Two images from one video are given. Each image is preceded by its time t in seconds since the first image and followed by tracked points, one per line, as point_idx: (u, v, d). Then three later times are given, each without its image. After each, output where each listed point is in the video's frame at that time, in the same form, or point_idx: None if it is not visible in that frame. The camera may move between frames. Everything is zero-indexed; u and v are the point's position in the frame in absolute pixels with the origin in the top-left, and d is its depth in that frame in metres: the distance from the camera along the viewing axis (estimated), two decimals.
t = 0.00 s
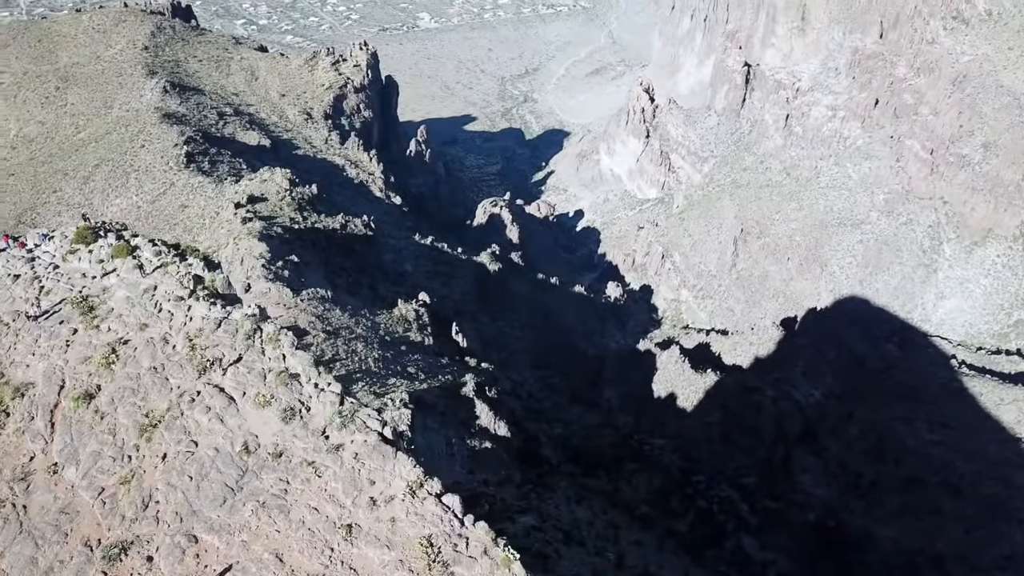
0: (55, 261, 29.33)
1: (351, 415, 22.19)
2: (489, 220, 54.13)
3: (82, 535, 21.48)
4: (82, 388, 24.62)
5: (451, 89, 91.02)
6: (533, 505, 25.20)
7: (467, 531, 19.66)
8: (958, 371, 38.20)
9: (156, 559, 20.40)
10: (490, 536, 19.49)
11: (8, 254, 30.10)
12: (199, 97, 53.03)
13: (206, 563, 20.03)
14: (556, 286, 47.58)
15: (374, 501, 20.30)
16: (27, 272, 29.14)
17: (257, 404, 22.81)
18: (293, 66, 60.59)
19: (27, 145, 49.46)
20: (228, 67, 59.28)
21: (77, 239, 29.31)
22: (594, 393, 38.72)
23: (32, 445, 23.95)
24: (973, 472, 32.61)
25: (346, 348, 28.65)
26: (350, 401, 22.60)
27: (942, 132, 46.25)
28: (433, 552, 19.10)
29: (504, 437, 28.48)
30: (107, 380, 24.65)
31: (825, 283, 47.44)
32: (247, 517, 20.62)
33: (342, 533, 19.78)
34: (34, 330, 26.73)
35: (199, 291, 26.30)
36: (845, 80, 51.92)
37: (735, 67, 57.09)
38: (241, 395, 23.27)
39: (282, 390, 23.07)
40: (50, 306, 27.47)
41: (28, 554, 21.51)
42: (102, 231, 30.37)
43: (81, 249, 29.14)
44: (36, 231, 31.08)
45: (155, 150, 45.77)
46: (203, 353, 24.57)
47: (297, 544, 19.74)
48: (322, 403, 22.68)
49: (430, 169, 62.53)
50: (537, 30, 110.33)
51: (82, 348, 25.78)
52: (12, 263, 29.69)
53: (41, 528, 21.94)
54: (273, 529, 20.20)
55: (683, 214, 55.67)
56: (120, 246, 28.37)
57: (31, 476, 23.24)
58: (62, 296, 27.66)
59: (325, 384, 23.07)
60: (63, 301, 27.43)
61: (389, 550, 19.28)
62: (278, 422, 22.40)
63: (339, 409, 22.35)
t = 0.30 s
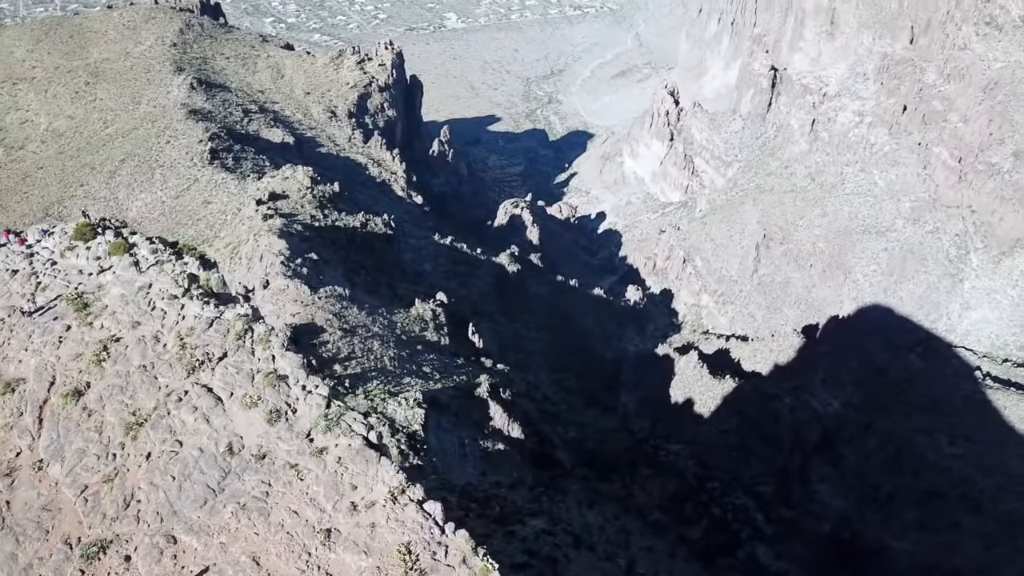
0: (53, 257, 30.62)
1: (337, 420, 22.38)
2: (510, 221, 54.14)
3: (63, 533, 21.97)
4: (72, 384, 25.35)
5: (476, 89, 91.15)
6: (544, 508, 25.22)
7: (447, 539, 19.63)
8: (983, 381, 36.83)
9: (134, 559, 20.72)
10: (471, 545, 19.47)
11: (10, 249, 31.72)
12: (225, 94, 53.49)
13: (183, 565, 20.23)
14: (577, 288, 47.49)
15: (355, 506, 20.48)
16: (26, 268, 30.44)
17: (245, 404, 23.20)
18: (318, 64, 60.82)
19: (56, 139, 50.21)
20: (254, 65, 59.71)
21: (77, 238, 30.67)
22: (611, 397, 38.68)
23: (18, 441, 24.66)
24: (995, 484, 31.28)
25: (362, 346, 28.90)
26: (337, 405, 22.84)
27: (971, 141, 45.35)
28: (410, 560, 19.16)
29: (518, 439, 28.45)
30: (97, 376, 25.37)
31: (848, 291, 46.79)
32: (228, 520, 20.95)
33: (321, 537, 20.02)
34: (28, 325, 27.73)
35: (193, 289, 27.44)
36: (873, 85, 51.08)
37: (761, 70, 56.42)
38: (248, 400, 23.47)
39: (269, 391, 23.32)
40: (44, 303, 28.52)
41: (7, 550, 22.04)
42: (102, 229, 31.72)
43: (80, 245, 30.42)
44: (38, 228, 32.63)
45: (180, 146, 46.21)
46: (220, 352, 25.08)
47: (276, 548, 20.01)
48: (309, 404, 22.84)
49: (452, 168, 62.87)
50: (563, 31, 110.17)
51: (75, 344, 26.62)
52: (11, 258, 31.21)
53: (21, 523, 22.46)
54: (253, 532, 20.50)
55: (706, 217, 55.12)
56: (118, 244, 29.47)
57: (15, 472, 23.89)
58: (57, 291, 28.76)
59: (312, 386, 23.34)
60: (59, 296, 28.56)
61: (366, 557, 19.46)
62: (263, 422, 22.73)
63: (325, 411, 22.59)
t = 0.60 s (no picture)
0: (52, 252, 30.04)
1: (322, 421, 22.09)
2: (531, 222, 54.10)
3: (45, 530, 21.53)
4: (62, 381, 25.09)
5: (502, 90, 91.20)
6: (557, 512, 25.08)
7: (427, 546, 18.67)
8: (1007, 397, 36.34)
9: (113, 558, 20.24)
10: (451, 553, 18.51)
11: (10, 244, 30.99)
12: (252, 92, 53.89)
13: (161, 565, 19.69)
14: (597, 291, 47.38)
15: (335, 511, 19.74)
16: (25, 263, 29.89)
17: (231, 405, 22.88)
18: (345, 63, 60.97)
19: (85, 134, 50.99)
20: (281, 63, 60.13)
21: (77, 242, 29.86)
22: (629, 402, 38.71)
23: (9, 436, 24.42)
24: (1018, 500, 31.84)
25: (378, 345, 29.00)
26: (323, 407, 22.52)
27: (1002, 149, 44.41)
28: (387, 567, 18.23)
29: (532, 442, 28.29)
30: (88, 372, 25.14)
31: (872, 299, 46.10)
32: (207, 521, 20.33)
33: (300, 542, 19.25)
34: (24, 320, 27.30)
35: (188, 289, 27.42)
36: (902, 92, 50.36)
37: (789, 75, 56.00)
38: (249, 400, 23.00)
39: (257, 392, 23.15)
40: (41, 298, 28.05)
41: None
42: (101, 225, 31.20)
43: (79, 241, 29.89)
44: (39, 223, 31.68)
45: (206, 142, 46.58)
46: (227, 349, 24.75)
47: (253, 550, 19.34)
48: (295, 407, 22.46)
49: (476, 168, 61.68)
50: (591, 33, 109.91)
51: (68, 341, 26.33)
52: (10, 254, 30.48)
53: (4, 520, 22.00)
54: (232, 533, 19.85)
55: (729, 223, 55.03)
56: (116, 240, 29.21)
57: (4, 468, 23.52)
58: (55, 287, 28.39)
59: (299, 389, 22.97)
60: (53, 290, 28.35)
61: (344, 562, 18.64)
62: (248, 424, 22.33)
63: (311, 415, 22.22)
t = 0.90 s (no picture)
0: (52, 248, 28.15)
1: (309, 425, 21.33)
2: (553, 224, 54.04)
3: (28, 526, 20.97)
4: (53, 378, 23.93)
5: (527, 91, 91.12)
6: (568, 516, 25.03)
7: (405, 554, 18.10)
8: None
9: (91, 557, 19.57)
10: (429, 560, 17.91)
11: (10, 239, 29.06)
12: (278, 89, 54.15)
13: (139, 564, 19.06)
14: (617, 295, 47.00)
15: (316, 515, 19.13)
16: (25, 258, 27.94)
17: (218, 405, 21.92)
18: (371, 62, 61.00)
19: (114, 129, 51.72)
20: (307, 62, 60.41)
21: (77, 230, 28.06)
22: (647, 407, 38.56)
23: None
24: None
25: (395, 344, 29.07)
26: (310, 410, 21.78)
27: None
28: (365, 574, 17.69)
29: (545, 444, 28.20)
30: (79, 371, 23.94)
31: (897, 308, 45.42)
32: (186, 522, 19.61)
33: (278, 545, 18.64)
34: (19, 316, 25.80)
35: (184, 285, 25.47)
36: (933, 99, 49.65)
37: (817, 80, 55.35)
38: (237, 401, 22.00)
39: (246, 393, 22.16)
40: (38, 294, 26.42)
41: None
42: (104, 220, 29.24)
43: (79, 238, 27.87)
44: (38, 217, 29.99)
45: (231, 138, 46.85)
46: (217, 348, 23.43)
47: (230, 552, 18.73)
48: (282, 411, 21.67)
49: (498, 169, 61.19)
50: (618, 35, 109.49)
51: (62, 338, 24.94)
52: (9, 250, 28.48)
53: None
54: (211, 535, 19.20)
55: (753, 228, 54.24)
56: (115, 237, 27.21)
57: None
58: (52, 284, 26.65)
59: (287, 391, 22.09)
60: (53, 285, 26.70)
61: (321, 568, 18.09)
62: (233, 425, 21.48)
63: (298, 417, 21.44)
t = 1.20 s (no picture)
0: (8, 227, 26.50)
1: (294, 427, 17.02)
2: (574, 227, 53.98)
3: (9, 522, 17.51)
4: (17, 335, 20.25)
5: (552, 93, 90.96)
6: (579, 520, 24.97)
7: (384, 561, 15.28)
8: None
9: (70, 555, 16.49)
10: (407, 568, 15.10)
11: None
12: (303, 88, 54.40)
13: (116, 564, 15.98)
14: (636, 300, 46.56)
15: (295, 519, 15.83)
16: None
17: (206, 406, 17.68)
18: (396, 62, 61.10)
19: (141, 125, 52.33)
20: (333, 61, 60.70)
21: (76, 224, 21.58)
22: (664, 412, 38.53)
23: None
24: None
25: (411, 344, 29.11)
26: (298, 411, 17.39)
27: None
28: None
29: (559, 448, 28.10)
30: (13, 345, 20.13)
31: (921, 318, 44.88)
32: (166, 523, 16.24)
33: (255, 550, 15.56)
34: None
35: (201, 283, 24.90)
36: (963, 106, 49.38)
37: (845, 85, 54.47)
38: (223, 402, 17.70)
39: (232, 393, 17.75)
40: None
41: None
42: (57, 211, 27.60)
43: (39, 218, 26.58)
44: None
45: (255, 135, 47.06)
46: (206, 346, 18.67)
47: (207, 555, 15.63)
48: (268, 412, 17.38)
49: (520, 170, 61.08)
50: (644, 38, 108.86)
51: None
52: None
53: None
54: (190, 534, 15.99)
55: (776, 234, 53.83)
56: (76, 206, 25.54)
57: None
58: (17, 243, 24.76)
59: (276, 392, 17.70)
60: (47, 283, 20.91)
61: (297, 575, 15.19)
62: (211, 415, 17.61)
63: (283, 419, 17.14)
